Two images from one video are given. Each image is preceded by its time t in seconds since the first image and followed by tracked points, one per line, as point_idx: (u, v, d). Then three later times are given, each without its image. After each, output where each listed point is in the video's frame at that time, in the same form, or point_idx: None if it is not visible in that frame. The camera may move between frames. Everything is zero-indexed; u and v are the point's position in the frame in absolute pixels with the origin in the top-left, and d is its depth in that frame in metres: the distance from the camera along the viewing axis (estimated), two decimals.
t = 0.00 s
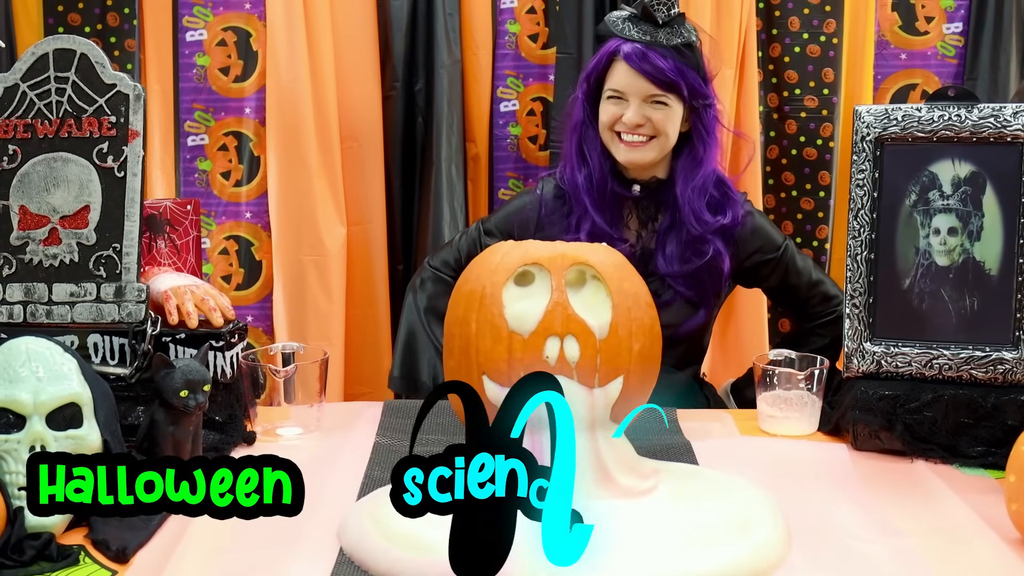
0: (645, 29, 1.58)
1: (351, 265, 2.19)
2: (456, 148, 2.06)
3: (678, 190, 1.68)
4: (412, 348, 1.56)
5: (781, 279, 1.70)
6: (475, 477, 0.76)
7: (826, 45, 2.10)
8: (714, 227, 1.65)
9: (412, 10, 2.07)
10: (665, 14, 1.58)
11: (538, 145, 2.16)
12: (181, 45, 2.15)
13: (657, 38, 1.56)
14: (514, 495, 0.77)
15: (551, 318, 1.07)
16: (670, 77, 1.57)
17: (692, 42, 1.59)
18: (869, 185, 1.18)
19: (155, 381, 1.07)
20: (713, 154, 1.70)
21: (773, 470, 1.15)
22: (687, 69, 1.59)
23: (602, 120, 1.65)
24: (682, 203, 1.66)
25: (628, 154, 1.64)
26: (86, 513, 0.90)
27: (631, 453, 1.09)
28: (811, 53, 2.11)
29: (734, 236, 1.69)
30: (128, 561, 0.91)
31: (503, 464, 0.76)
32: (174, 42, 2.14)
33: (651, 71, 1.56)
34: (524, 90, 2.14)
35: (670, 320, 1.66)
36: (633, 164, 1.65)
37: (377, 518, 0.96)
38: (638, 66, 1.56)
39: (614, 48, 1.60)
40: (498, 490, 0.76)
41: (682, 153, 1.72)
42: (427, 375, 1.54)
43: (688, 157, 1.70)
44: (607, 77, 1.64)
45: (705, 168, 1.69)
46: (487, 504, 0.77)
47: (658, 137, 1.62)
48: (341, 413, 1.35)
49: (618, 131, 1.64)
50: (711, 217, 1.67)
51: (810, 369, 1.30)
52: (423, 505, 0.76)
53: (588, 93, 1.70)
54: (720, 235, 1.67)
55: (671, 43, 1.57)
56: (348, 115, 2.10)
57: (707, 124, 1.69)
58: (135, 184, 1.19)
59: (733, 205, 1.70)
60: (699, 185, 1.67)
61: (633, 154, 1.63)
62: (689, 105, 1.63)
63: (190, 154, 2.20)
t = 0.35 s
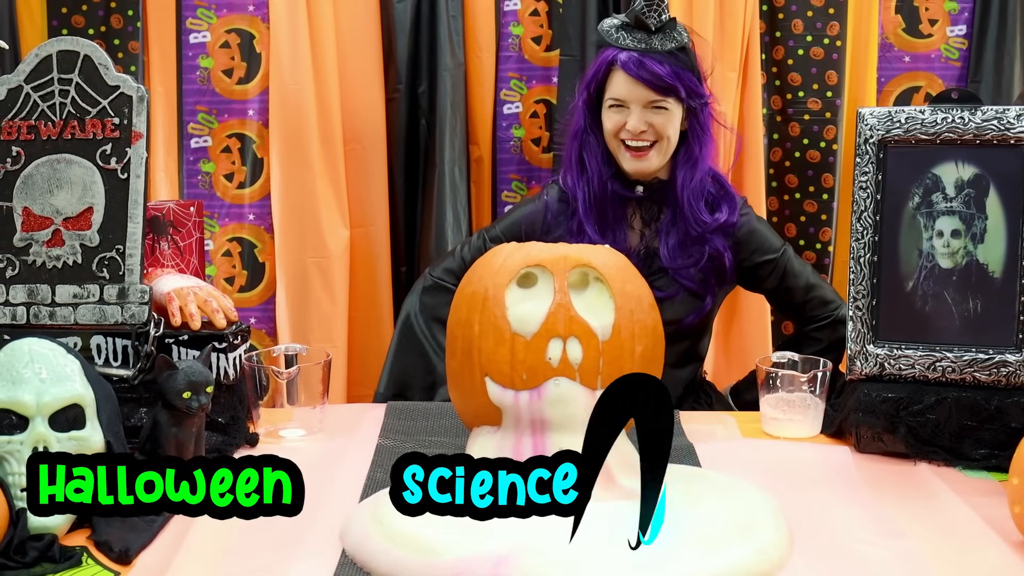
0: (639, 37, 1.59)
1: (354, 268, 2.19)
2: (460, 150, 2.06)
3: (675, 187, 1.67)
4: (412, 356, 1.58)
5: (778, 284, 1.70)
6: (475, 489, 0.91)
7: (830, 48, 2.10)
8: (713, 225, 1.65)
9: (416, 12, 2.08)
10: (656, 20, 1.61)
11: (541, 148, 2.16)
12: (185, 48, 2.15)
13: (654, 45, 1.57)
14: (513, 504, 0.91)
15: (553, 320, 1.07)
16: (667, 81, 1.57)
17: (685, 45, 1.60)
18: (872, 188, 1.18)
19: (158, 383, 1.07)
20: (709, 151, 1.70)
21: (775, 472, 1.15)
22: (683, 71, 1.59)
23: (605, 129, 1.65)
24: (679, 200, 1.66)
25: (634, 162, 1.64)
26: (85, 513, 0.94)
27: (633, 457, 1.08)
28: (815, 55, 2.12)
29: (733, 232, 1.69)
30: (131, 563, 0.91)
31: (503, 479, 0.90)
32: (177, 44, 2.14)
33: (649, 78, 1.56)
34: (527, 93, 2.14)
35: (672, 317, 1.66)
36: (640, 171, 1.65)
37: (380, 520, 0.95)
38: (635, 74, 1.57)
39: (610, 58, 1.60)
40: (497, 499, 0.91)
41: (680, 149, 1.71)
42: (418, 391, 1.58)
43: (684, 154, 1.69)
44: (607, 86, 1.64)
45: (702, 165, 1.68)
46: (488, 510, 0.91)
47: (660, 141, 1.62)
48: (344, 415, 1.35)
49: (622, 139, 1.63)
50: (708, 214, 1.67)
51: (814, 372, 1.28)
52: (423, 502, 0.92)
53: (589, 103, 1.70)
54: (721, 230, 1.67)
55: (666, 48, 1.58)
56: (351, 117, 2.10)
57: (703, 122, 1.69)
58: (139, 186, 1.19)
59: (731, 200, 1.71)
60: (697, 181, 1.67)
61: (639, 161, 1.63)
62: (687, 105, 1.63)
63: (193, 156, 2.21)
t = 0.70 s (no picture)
0: (645, 36, 1.59)
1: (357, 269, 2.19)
2: (463, 152, 2.06)
3: (675, 186, 1.68)
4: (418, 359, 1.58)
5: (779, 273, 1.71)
6: (475, 487, 0.94)
7: (833, 49, 2.10)
8: (712, 223, 1.66)
9: (419, 14, 2.08)
10: (663, 21, 1.60)
11: (544, 149, 2.16)
12: (187, 49, 2.16)
13: (660, 44, 1.57)
14: (513, 502, 0.94)
15: (556, 322, 1.06)
16: (670, 80, 1.57)
17: (690, 46, 1.60)
18: (875, 189, 1.19)
19: (161, 384, 1.07)
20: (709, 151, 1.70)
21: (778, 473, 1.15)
22: (686, 71, 1.60)
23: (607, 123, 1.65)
24: (679, 197, 1.66)
25: (634, 155, 1.63)
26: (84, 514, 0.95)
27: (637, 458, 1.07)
28: (818, 56, 2.11)
29: (732, 226, 1.70)
30: (133, 564, 0.91)
31: (502, 476, 0.95)
32: (180, 45, 2.15)
33: (652, 76, 1.57)
34: (530, 94, 2.14)
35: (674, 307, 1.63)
36: (639, 165, 1.65)
37: (382, 520, 0.95)
38: (639, 71, 1.57)
39: (616, 55, 1.61)
40: (497, 497, 0.94)
41: (679, 150, 1.71)
42: (423, 393, 1.56)
43: (684, 154, 1.69)
44: (610, 83, 1.64)
45: (701, 164, 1.68)
46: (488, 510, 0.93)
47: (660, 138, 1.62)
48: (347, 416, 1.35)
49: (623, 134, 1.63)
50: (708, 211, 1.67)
51: (817, 373, 1.28)
52: (423, 503, 0.94)
53: (593, 99, 1.70)
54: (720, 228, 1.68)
55: (670, 48, 1.58)
56: (354, 119, 2.10)
57: (703, 123, 1.68)
58: (142, 188, 1.19)
59: (731, 198, 1.71)
60: (696, 180, 1.67)
61: (638, 155, 1.62)
62: (688, 105, 1.63)
63: (196, 158, 2.20)
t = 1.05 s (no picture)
0: (638, 37, 1.60)
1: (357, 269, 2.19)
2: (464, 152, 2.06)
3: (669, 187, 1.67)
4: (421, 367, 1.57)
5: (770, 274, 1.69)
6: (475, 488, 0.95)
7: (835, 50, 2.10)
8: (705, 225, 1.66)
9: (420, 15, 2.07)
10: (657, 23, 1.60)
11: (546, 150, 2.16)
12: (188, 50, 2.15)
13: (654, 46, 1.58)
14: (513, 502, 0.94)
15: (557, 322, 1.06)
16: (665, 80, 1.57)
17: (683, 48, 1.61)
18: (877, 189, 1.19)
19: (162, 384, 1.07)
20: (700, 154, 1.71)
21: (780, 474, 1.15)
22: (680, 72, 1.60)
23: (601, 124, 1.65)
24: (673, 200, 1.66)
25: (628, 156, 1.63)
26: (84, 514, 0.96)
27: (638, 460, 1.07)
28: (819, 57, 2.11)
29: (724, 227, 1.69)
30: (134, 565, 0.91)
31: (503, 477, 0.95)
32: (182, 46, 2.15)
33: (648, 76, 1.57)
34: (532, 95, 2.14)
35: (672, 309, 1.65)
36: (634, 167, 1.65)
37: (383, 521, 0.95)
38: (636, 72, 1.57)
39: (611, 56, 1.60)
40: (497, 497, 0.94)
41: (671, 151, 1.71)
42: (425, 394, 1.56)
43: (677, 156, 1.70)
44: (605, 84, 1.63)
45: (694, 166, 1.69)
46: (488, 510, 0.94)
47: (656, 139, 1.62)
48: (348, 417, 1.35)
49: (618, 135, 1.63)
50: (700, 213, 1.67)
51: (819, 373, 1.27)
52: (423, 502, 0.95)
53: (586, 100, 1.69)
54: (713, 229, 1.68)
55: (665, 49, 1.58)
56: (355, 120, 2.10)
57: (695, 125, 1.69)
58: (143, 189, 1.19)
59: (720, 198, 1.69)
60: (688, 183, 1.67)
61: (633, 156, 1.62)
62: (681, 107, 1.64)
63: (197, 159, 2.20)
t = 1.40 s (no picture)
0: (645, 34, 1.59)
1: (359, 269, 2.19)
2: (466, 153, 2.06)
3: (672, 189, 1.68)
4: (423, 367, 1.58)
5: (774, 275, 1.70)
6: (475, 488, 0.95)
7: (837, 51, 2.10)
8: (707, 225, 1.66)
9: (422, 15, 2.07)
10: (663, 20, 1.61)
11: (547, 151, 2.16)
12: (190, 50, 2.15)
13: (663, 44, 1.57)
14: (513, 502, 0.94)
15: (560, 323, 1.06)
16: (675, 78, 1.57)
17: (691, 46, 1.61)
18: (880, 190, 1.18)
19: (164, 385, 1.07)
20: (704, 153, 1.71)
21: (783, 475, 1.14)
22: (689, 70, 1.60)
23: (608, 125, 1.64)
24: (676, 200, 1.67)
25: (636, 157, 1.63)
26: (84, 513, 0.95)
27: (641, 462, 1.07)
28: (822, 58, 2.11)
29: (727, 227, 1.70)
30: (136, 565, 0.91)
31: (502, 476, 0.95)
32: (184, 46, 2.15)
33: (658, 75, 1.56)
34: (534, 96, 2.14)
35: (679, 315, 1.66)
36: (641, 167, 1.65)
37: (385, 521, 0.95)
38: (645, 70, 1.56)
39: (619, 54, 1.59)
40: (497, 498, 0.94)
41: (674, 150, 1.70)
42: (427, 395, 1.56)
43: (680, 155, 1.69)
44: (612, 83, 1.63)
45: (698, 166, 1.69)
46: (488, 510, 0.94)
47: (664, 139, 1.62)
48: (349, 418, 1.35)
49: (626, 136, 1.63)
50: (703, 213, 1.68)
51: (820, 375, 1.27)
52: (423, 503, 0.95)
53: (591, 99, 1.68)
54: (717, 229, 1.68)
55: (673, 47, 1.58)
56: (357, 120, 2.10)
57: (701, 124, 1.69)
58: (144, 189, 1.19)
59: (725, 198, 1.71)
60: (692, 184, 1.68)
61: (642, 156, 1.62)
62: (689, 106, 1.64)
63: (199, 159, 2.20)
